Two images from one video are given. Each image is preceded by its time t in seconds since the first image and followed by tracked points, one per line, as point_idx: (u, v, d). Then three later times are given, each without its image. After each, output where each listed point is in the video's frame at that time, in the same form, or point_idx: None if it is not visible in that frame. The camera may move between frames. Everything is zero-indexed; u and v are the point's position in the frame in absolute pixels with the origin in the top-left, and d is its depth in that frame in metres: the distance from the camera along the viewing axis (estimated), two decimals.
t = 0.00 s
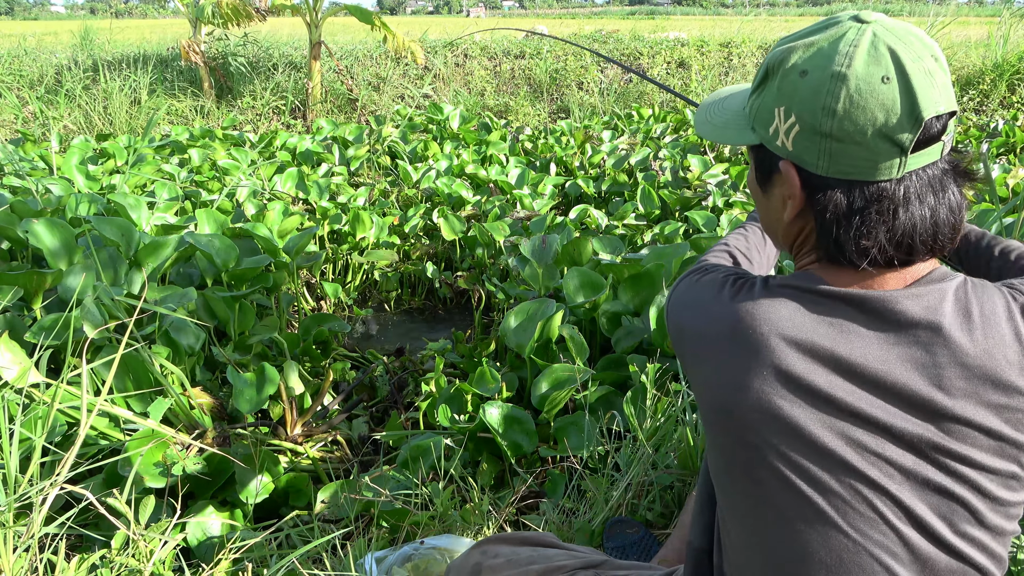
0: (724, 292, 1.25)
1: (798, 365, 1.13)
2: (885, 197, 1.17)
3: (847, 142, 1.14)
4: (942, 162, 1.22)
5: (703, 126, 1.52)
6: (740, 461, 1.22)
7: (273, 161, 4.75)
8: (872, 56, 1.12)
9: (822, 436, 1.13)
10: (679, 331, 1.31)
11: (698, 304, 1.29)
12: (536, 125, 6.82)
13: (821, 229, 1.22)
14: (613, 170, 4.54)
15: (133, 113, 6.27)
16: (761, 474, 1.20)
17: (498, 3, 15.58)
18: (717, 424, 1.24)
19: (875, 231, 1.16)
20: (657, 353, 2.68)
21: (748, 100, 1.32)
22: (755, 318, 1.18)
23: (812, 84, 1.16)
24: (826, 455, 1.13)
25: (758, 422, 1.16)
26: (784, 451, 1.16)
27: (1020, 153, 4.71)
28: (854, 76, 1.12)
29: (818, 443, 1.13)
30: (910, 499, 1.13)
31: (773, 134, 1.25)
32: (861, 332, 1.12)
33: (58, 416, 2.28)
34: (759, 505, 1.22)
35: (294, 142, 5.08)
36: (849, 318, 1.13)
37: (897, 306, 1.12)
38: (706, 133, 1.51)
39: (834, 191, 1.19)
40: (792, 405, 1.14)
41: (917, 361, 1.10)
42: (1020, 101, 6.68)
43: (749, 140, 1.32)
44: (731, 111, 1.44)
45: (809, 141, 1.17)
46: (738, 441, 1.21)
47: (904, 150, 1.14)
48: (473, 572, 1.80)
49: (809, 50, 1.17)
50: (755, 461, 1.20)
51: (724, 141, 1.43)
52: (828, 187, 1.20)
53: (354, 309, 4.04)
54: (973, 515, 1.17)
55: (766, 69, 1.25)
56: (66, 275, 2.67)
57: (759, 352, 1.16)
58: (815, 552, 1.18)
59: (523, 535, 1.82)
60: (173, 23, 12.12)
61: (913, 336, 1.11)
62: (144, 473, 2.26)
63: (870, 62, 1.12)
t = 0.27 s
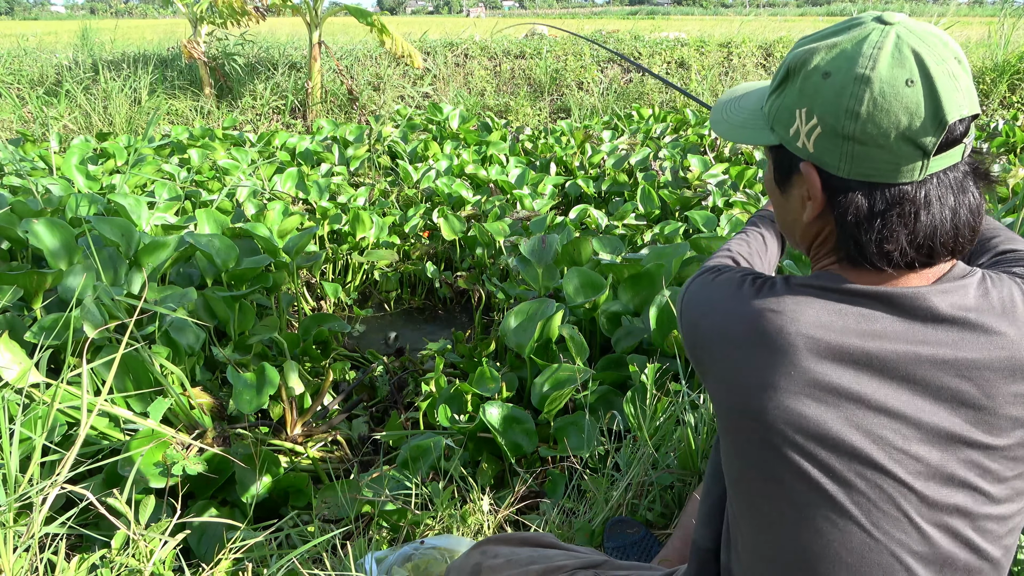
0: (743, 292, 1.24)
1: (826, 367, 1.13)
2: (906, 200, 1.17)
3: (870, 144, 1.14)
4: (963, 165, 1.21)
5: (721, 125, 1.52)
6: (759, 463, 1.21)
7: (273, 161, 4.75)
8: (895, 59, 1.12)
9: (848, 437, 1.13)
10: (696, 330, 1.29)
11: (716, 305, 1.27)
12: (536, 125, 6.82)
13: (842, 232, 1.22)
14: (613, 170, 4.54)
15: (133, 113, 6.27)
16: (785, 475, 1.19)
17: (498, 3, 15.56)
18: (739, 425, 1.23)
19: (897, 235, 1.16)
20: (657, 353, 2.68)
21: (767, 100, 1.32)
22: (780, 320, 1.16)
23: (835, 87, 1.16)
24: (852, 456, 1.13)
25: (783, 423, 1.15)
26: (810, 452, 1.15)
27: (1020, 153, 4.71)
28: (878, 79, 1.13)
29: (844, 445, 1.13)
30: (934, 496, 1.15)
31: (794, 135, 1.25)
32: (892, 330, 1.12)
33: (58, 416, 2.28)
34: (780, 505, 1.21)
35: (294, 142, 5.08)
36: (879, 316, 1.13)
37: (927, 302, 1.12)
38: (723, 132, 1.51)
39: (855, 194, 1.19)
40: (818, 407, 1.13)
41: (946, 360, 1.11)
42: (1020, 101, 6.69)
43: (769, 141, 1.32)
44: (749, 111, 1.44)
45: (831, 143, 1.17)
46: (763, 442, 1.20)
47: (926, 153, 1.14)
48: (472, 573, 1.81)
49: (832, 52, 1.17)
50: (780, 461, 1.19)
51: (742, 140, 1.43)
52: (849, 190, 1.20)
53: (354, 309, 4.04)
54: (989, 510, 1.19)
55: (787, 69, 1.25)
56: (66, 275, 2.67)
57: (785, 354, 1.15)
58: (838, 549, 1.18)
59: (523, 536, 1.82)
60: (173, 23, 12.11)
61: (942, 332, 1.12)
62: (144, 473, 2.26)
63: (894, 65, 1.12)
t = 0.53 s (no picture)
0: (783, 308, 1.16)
1: (904, 372, 1.10)
2: (932, 206, 1.18)
3: (901, 150, 1.14)
4: (986, 173, 1.22)
5: (745, 123, 1.51)
6: (826, 481, 1.14)
7: (272, 160, 4.75)
8: (932, 65, 1.12)
9: (929, 441, 1.10)
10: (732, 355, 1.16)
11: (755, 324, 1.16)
12: (535, 125, 6.82)
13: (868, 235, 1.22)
14: (613, 170, 4.54)
15: (132, 113, 6.27)
16: (866, 490, 1.12)
17: (498, 4, 15.57)
18: (802, 448, 1.14)
19: (923, 240, 1.17)
20: (656, 353, 2.68)
21: (797, 98, 1.31)
22: (847, 328, 1.12)
23: (870, 91, 1.16)
24: (933, 461, 1.11)
25: (866, 434, 1.09)
26: (894, 464, 1.10)
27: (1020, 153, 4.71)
28: (914, 85, 1.12)
29: (926, 450, 1.10)
30: (997, 488, 1.17)
31: (823, 136, 1.24)
32: (947, 325, 1.15)
33: (58, 415, 2.28)
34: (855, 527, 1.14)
35: (293, 142, 5.08)
36: (933, 314, 1.15)
37: (967, 295, 1.17)
38: (748, 131, 1.49)
39: (882, 198, 1.19)
40: (901, 414, 1.09)
41: (991, 347, 1.17)
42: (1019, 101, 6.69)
43: (796, 141, 1.31)
44: (776, 110, 1.42)
45: (862, 146, 1.17)
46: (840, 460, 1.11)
47: (956, 159, 1.14)
48: (473, 573, 1.80)
49: (869, 56, 1.17)
50: (861, 477, 1.11)
51: (767, 138, 1.42)
52: (876, 193, 1.20)
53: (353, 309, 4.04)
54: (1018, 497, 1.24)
55: (820, 71, 1.24)
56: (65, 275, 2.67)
57: (861, 365, 1.10)
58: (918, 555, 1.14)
59: (523, 536, 1.82)
60: (172, 23, 12.12)
61: (983, 323, 1.18)
62: (143, 473, 2.26)
63: (930, 71, 1.12)
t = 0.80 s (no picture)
0: (817, 321, 1.15)
1: (946, 363, 1.13)
2: (920, 203, 1.18)
3: (894, 149, 1.14)
4: (969, 172, 1.23)
5: (736, 121, 1.50)
6: (890, 486, 1.14)
7: (268, 160, 4.74)
8: (925, 67, 1.12)
9: (973, 425, 1.14)
10: (788, 383, 1.10)
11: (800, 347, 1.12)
12: (530, 125, 6.82)
13: (858, 231, 1.22)
14: (608, 170, 4.54)
15: (127, 112, 6.25)
16: (931, 485, 1.14)
17: (493, 4, 15.57)
18: (868, 456, 1.12)
19: (911, 236, 1.18)
20: (651, 353, 2.69)
21: (788, 96, 1.29)
22: (889, 329, 1.13)
23: (864, 90, 1.15)
24: (977, 440, 1.16)
25: (927, 427, 1.11)
26: (948, 453, 1.13)
27: (1013, 153, 4.73)
28: (908, 86, 1.12)
29: (971, 434, 1.14)
30: (1018, 454, 1.24)
31: (815, 134, 1.23)
32: (961, 312, 1.20)
33: (52, 417, 2.28)
34: (920, 522, 1.15)
35: (289, 142, 5.07)
36: (948, 302, 1.19)
37: (965, 281, 1.23)
38: (739, 127, 1.48)
39: (873, 195, 1.19)
40: (952, 402, 1.12)
41: (998, 326, 1.24)
42: (1013, 101, 6.71)
43: (787, 137, 1.30)
44: (766, 108, 1.41)
45: (855, 145, 1.16)
46: (907, 459, 1.12)
47: (944, 159, 1.15)
48: (480, 568, 1.80)
49: (863, 56, 1.16)
50: (926, 473, 1.13)
51: (756, 135, 1.40)
52: (865, 190, 1.19)
53: (349, 309, 4.04)
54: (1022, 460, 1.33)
55: (813, 69, 1.23)
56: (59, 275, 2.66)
57: (909, 362, 1.11)
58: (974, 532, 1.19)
59: (531, 531, 1.83)
60: (166, 23, 12.09)
61: (985, 303, 1.24)
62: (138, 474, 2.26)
63: (923, 73, 1.12)
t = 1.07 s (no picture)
0: (795, 337, 1.15)
1: (925, 366, 1.14)
2: (876, 204, 1.19)
3: (848, 150, 1.15)
4: (926, 171, 1.25)
5: (695, 120, 1.50)
6: (881, 491, 1.15)
7: (262, 161, 4.73)
8: (877, 68, 1.14)
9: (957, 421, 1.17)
10: (775, 407, 1.10)
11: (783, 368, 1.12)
12: (526, 125, 6.82)
13: (816, 232, 1.23)
14: (603, 170, 4.54)
15: (121, 113, 6.23)
16: (921, 486, 1.16)
17: (488, 5, 15.56)
18: (857, 464, 1.13)
19: (868, 237, 1.19)
20: (647, 353, 2.69)
21: (745, 98, 1.30)
22: (866, 338, 1.13)
23: (818, 92, 1.16)
24: (961, 435, 1.18)
25: (913, 430, 1.13)
26: (934, 452, 1.15)
27: (1006, 152, 4.75)
28: (860, 87, 1.14)
29: (955, 431, 1.17)
30: (997, 438, 1.27)
31: (772, 136, 1.24)
32: (935, 310, 1.21)
33: (46, 418, 2.27)
34: (916, 522, 1.17)
35: (283, 142, 5.06)
36: (923, 302, 1.20)
37: (933, 276, 1.25)
38: (698, 126, 1.48)
39: (828, 197, 1.20)
40: (934, 402, 1.14)
41: (970, 317, 1.26)
42: (1006, 102, 6.73)
43: (744, 138, 1.30)
44: (725, 108, 1.41)
45: (810, 147, 1.17)
46: (896, 464, 1.14)
47: (899, 160, 1.16)
48: None
49: (817, 57, 1.17)
50: (915, 474, 1.15)
51: (716, 135, 1.41)
52: (821, 193, 1.20)
53: (344, 309, 4.03)
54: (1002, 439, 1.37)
55: (768, 71, 1.24)
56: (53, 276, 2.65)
57: (891, 370, 1.12)
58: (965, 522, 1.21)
59: (529, 549, 1.83)
60: (159, 23, 12.04)
61: (955, 295, 1.26)
62: (132, 475, 2.25)
63: (875, 74, 1.14)
